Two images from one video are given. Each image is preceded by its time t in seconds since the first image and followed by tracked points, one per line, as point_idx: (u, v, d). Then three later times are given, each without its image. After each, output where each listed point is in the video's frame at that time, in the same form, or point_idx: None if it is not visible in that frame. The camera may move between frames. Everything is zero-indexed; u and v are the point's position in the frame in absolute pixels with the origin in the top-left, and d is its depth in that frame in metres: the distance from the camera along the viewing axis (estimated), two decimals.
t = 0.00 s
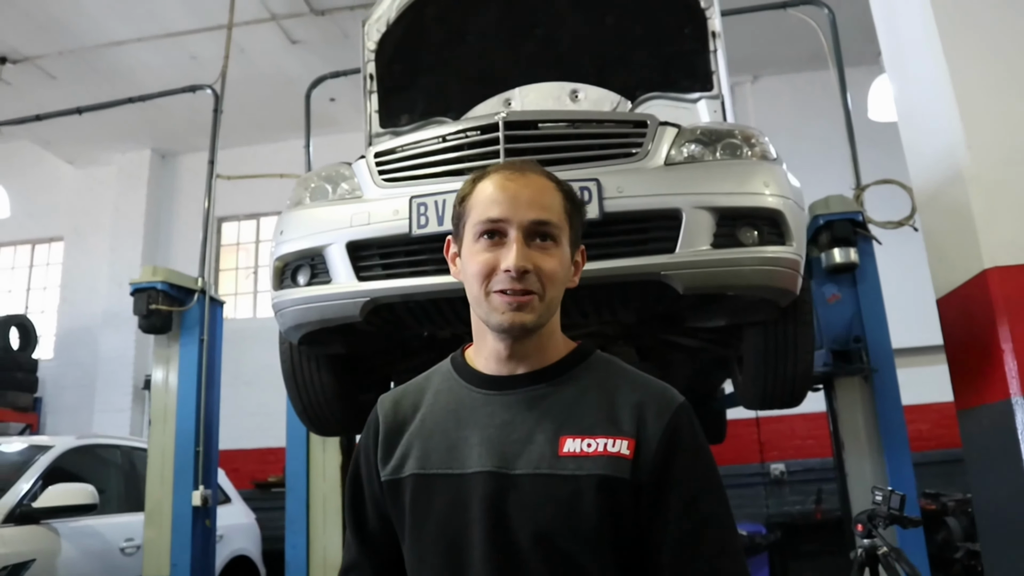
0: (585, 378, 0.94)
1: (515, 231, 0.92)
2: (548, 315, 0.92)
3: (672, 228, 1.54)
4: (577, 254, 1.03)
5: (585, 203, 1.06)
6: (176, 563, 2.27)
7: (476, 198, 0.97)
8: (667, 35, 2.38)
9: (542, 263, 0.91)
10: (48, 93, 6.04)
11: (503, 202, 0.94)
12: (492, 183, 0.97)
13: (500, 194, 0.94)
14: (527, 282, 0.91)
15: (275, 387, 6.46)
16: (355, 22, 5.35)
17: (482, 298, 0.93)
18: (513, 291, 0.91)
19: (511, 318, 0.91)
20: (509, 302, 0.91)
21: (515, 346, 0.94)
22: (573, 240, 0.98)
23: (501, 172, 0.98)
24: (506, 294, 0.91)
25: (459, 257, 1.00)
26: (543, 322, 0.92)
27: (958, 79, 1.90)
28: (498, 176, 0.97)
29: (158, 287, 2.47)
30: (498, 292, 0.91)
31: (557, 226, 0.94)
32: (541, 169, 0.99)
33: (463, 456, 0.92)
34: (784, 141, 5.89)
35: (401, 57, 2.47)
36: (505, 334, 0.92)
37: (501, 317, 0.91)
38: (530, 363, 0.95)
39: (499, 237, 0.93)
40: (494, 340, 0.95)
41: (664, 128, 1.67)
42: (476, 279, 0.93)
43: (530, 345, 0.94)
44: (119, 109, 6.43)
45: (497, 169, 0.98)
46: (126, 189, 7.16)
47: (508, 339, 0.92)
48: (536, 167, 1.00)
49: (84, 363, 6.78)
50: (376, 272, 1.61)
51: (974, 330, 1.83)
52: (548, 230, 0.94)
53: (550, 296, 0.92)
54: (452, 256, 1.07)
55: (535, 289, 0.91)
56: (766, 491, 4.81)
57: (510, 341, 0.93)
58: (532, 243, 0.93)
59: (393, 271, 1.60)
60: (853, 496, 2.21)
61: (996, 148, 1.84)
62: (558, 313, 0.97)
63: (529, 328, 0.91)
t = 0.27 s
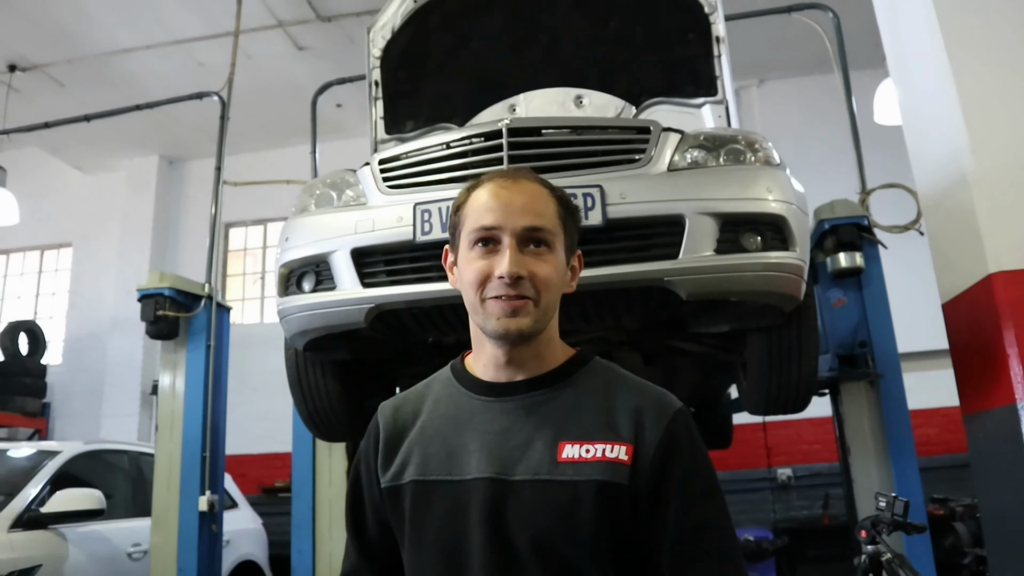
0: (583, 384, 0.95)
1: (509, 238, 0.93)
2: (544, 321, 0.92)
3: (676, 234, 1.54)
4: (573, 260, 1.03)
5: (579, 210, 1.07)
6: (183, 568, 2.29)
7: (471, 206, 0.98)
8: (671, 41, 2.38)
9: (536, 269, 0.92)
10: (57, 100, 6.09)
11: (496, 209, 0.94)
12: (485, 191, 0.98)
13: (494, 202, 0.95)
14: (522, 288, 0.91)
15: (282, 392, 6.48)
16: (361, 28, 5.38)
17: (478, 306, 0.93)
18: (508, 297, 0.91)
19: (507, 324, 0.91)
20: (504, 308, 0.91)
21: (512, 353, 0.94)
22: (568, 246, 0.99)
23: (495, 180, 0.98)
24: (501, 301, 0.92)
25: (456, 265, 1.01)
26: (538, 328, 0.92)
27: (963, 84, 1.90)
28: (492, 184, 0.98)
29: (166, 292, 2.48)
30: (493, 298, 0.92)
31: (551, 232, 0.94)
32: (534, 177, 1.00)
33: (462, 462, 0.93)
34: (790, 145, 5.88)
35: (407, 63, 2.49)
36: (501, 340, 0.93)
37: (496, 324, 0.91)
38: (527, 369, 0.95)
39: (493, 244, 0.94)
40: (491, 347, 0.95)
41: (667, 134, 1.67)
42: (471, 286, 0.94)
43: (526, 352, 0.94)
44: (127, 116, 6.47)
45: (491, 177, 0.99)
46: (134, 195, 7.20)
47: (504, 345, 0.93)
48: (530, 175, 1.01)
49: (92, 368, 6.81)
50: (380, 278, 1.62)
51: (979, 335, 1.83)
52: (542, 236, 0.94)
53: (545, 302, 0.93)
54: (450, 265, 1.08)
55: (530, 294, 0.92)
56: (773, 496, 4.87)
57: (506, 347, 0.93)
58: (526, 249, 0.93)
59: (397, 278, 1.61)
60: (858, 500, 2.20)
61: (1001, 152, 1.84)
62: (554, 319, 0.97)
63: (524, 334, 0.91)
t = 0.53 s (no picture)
0: (578, 387, 0.95)
1: (505, 242, 0.93)
2: (540, 325, 0.93)
3: (676, 239, 1.54)
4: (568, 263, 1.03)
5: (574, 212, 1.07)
6: (184, 570, 2.30)
7: (466, 210, 0.98)
8: (674, 45, 2.38)
9: (532, 273, 0.92)
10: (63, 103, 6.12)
11: (492, 212, 0.94)
12: (480, 195, 0.97)
13: (489, 206, 0.95)
14: (518, 292, 0.91)
15: (286, 395, 6.49)
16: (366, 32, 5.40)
17: (474, 310, 0.93)
18: (504, 301, 0.92)
19: (503, 328, 0.91)
20: (501, 313, 0.92)
21: (508, 357, 0.94)
22: (564, 249, 0.99)
23: (489, 184, 0.99)
24: (498, 305, 0.92)
25: (451, 270, 1.01)
26: (534, 332, 0.92)
27: (965, 88, 1.90)
28: (487, 188, 0.98)
29: (169, 295, 2.48)
30: (490, 302, 0.92)
31: (546, 235, 0.95)
32: (529, 180, 1.00)
33: (457, 465, 0.93)
34: (794, 150, 5.87)
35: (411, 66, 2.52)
36: (497, 344, 0.93)
37: (493, 328, 0.92)
38: (522, 373, 0.95)
39: (489, 247, 0.94)
40: (488, 351, 0.95)
41: (668, 138, 1.67)
42: (468, 290, 0.94)
43: (522, 356, 0.94)
44: (132, 120, 6.50)
45: (486, 181, 0.99)
46: (139, 198, 7.23)
47: (501, 350, 0.93)
48: (524, 178, 1.01)
49: (96, 370, 6.83)
50: (381, 282, 1.62)
51: (983, 342, 1.82)
52: (537, 239, 0.94)
53: (541, 306, 0.93)
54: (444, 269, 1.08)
55: (526, 299, 0.92)
56: (776, 501, 4.81)
57: (502, 352, 0.94)
58: (522, 253, 0.93)
59: (398, 282, 1.61)
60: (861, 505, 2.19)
61: (1004, 157, 1.83)
62: (550, 323, 0.97)
63: (521, 338, 0.91)
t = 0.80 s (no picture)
0: (575, 390, 0.95)
1: (496, 243, 0.93)
2: (533, 326, 0.92)
3: (674, 240, 1.55)
4: (564, 264, 1.03)
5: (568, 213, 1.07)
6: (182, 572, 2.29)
7: (458, 213, 0.98)
8: (673, 47, 2.39)
9: (524, 274, 0.92)
10: (61, 105, 6.12)
11: (483, 214, 0.94)
12: (473, 197, 0.98)
13: (481, 208, 0.95)
14: (510, 293, 0.91)
15: (284, 397, 6.48)
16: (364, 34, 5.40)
17: (467, 311, 0.93)
18: (496, 303, 0.91)
19: (496, 330, 0.91)
20: (493, 314, 0.91)
21: (502, 358, 0.94)
22: (557, 249, 0.98)
23: (482, 186, 0.99)
24: (490, 306, 0.91)
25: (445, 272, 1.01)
26: (528, 333, 0.92)
27: (962, 91, 1.90)
28: (479, 190, 0.98)
29: (167, 297, 2.48)
30: (482, 304, 0.92)
31: (538, 236, 0.94)
32: (521, 182, 1.00)
33: (454, 467, 0.92)
34: (792, 153, 5.88)
35: (409, 68, 2.52)
36: (491, 346, 0.92)
37: (486, 329, 0.91)
38: (516, 376, 0.95)
39: (481, 249, 0.94)
40: (482, 353, 0.95)
41: (665, 140, 1.68)
42: (460, 293, 0.93)
43: (515, 357, 0.94)
44: (130, 121, 6.49)
45: (478, 184, 0.99)
46: (137, 199, 7.22)
47: (494, 352, 0.93)
48: (517, 180, 1.01)
49: (94, 373, 6.82)
50: (379, 285, 1.63)
51: (980, 344, 1.82)
52: (529, 240, 0.94)
53: (534, 306, 0.92)
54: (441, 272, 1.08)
55: (518, 299, 0.92)
56: (774, 503, 4.81)
57: (496, 353, 0.93)
58: (514, 253, 0.93)
59: (395, 284, 1.61)
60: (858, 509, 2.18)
61: (1001, 160, 1.84)
62: (545, 324, 0.97)
63: (514, 340, 0.91)
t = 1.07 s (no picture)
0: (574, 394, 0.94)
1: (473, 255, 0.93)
2: (514, 338, 0.92)
3: (677, 243, 1.54)
4: (557, 265, 1.01)
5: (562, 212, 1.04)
6: None
7: (441, 223, 0.98)
8: (675, 49, 2.38)
9: (500, 286, 0.91)
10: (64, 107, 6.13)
11: (460, 226, 0.94)
12: (456, 206, 0.97)
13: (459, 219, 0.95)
14: (488, 306, 0.91)
15: (286, 400, 6.48)
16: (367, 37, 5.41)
17: (450, 325, 0.94)
18: (475, 316, 0.91)
19: (475, 344, 0.91)
20: (473, 327, 0.92)
21: (490, 369, 0.94)
22: (543, 254, 0.96)
23: (463, 195, 0.98)
24: (469, 320, 0.92)
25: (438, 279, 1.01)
26: (510, 345, 0.92)
27: (965, 93, 1.89)
28: (460, 200, 0.97)
29: (169, 300, 2.48)
30: (462, 318, 0.92)
31: (517, 244, 0.93)
32: (504, 186, 0.98)
33: (452, 472, 0.92)
34: (795, 155, 5.86)
35: (411, 71, 2.50)
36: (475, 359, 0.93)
37: (467, 343, 0.92)
38: (505, 384, 0.95)
39: (460, 261, 0.94)
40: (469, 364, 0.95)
41: (668, 143, 1.67)
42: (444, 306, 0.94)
43: (500, 368, 0.94)
44: (133, 124, 6.51)
45: (459, 193, 0.99)
46: (140, 202, 7.23)
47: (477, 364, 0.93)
48: (503, 183, 0.99)
49: (97, 375, 6.82)
50: (380, 288, 1.62)
51: (984, 347, 1.81)
52: (508, 249, 0.93)
53: (514, 317, 0.92)
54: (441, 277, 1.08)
55: (496, 312, 0.91)
56: (777, 506, 4.79)
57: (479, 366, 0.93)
58: (492, 265, 0.93)
59: (396, 287, 1.61)
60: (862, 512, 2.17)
61: (1004, 162, 1.83)
62: (536, 331, 0.96)
63: (493, 353, 0.91)
